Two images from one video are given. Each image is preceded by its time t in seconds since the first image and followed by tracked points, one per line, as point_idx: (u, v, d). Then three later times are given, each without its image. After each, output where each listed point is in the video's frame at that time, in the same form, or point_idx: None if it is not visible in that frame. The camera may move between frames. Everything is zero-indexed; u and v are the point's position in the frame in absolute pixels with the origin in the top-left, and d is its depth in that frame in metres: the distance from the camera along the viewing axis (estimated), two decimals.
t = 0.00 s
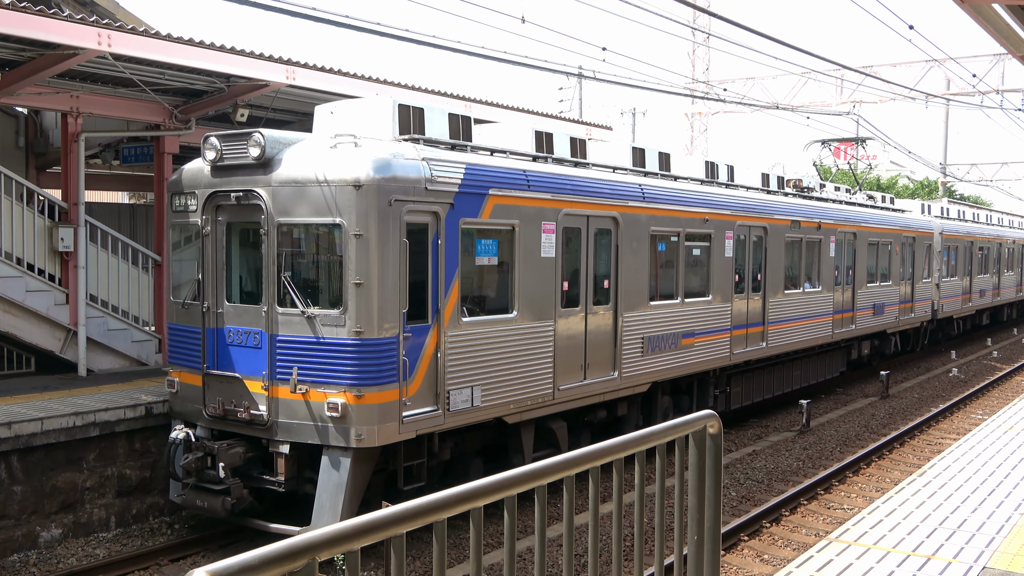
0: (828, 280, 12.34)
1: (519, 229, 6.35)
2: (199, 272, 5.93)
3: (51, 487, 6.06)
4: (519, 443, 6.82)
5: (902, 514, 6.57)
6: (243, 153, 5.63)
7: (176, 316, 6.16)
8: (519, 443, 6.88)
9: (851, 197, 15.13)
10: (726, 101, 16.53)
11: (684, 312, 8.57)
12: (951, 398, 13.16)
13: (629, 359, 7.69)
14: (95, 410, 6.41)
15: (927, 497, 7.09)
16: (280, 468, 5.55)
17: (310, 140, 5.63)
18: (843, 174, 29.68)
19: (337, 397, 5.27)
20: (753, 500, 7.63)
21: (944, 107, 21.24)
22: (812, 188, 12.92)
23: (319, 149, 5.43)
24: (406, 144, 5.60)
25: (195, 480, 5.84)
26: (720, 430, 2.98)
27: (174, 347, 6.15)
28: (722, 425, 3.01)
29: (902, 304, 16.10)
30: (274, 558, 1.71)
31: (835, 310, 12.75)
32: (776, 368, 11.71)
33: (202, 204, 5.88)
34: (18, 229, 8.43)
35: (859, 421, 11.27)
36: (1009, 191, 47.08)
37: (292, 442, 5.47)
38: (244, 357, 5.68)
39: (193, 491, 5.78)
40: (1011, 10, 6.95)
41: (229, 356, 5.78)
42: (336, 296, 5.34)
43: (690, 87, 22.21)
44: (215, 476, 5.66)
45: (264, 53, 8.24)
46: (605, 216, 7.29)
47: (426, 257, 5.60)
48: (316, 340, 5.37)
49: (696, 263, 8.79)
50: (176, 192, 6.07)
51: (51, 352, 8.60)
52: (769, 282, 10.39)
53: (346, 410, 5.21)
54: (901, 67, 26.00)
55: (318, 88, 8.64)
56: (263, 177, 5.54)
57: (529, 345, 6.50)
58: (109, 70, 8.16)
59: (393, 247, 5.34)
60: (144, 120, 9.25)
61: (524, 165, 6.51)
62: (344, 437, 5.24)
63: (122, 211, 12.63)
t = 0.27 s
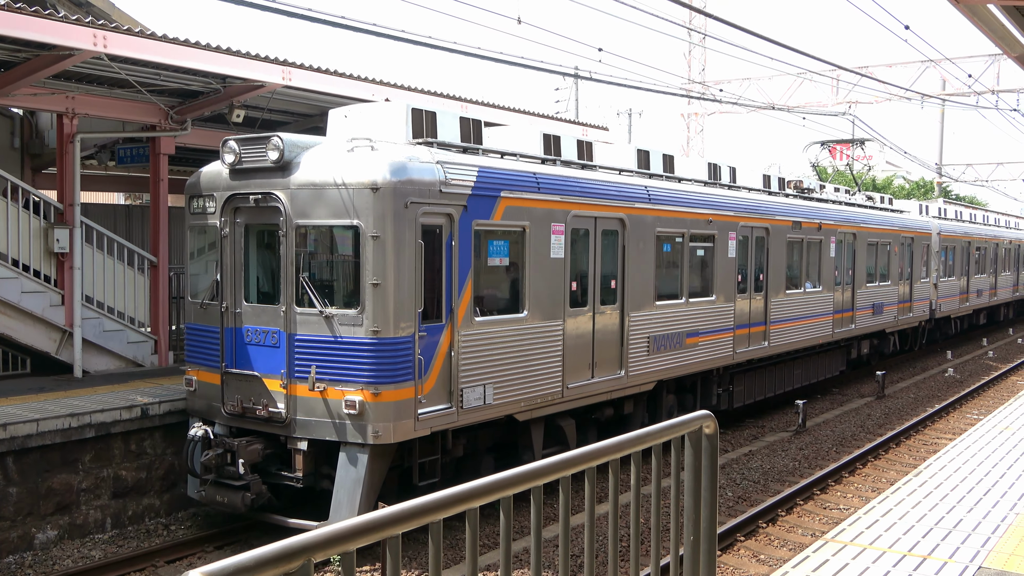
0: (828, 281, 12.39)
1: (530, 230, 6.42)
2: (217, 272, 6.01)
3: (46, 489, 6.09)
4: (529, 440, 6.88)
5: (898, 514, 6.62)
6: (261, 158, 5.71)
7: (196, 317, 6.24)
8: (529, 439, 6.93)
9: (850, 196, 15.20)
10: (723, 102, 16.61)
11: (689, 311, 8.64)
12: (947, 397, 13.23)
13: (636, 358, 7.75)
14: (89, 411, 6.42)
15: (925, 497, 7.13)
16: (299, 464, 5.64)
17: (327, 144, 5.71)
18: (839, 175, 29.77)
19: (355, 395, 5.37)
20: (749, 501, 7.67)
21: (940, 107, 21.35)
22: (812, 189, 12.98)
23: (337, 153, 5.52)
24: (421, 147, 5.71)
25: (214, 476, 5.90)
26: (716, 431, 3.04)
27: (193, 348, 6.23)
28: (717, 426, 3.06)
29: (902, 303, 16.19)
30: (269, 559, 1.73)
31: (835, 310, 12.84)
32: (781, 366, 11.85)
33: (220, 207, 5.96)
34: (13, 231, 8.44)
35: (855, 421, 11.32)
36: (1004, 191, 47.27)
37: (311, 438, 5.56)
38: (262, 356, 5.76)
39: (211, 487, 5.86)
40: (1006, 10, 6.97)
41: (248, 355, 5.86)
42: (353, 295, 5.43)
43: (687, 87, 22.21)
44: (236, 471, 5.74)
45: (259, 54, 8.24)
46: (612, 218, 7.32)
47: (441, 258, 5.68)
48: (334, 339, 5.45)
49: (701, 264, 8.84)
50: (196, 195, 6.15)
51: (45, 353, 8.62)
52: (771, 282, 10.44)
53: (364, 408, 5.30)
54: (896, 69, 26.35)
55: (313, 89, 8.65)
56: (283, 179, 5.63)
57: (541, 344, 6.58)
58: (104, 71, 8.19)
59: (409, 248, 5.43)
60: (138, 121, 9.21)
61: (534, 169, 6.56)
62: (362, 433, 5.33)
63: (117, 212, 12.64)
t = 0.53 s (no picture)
0: (824, 281, 12.49)
1: (539, 232, 6.52)
2: (235, 273, 6.12)
3: (37, 491, 6.10)
4: (537, 437, 6.98)
5: (890, 514, 6.67)
6: (279, 161, 5.83)
7: (213, 317, 6.35)
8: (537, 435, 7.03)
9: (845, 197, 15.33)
10: (716, 103, 16.69)
11: (691, 310, 8.74)
12: (939, 397, 13.33)
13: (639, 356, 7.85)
14: (80, 413, 6.42)
15: (917, 497, 7.18)
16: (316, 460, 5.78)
17: (342, 147, 5.82)
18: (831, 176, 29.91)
19: (371, 392, 5.48)
20: (742, 501, 7.72)
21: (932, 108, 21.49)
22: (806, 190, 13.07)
23: (353, 156, 5.62)
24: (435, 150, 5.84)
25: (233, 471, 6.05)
26: (708, 432, 3.06)
27: (210, 346, 6.35)
28: (710, 427, 3.09)
29: (897, 303, 16.33)
30: (262, 560, 1.76)
31: (832, 310, 12.96)
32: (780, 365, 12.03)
33: (238, 209, 6.08)
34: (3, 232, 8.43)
35: (847, 422, 11.40)
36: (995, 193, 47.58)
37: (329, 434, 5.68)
38: (280, 354, 5.87)
39: (230, 482, 5.99)
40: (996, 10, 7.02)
41: (265, 353, 5.97)
42: (369, 295, 5.53)
43: (679, 88, 22.27)
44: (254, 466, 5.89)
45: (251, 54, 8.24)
46: (617, 219, 7.39)
47: (453, 259, 5.78)
48: (351, 338, 5.55)
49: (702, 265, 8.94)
50: (213, 197, 6.27)
51: (36, 355, 8.60)
52: (770, 282, 10.54)
53: (380, 405, 5.41)
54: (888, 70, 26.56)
55: (306, 90, 8.68)
56: (299, 181, 5.74)
57: (550, 343, 6.69)
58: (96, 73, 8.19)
59: (423, 249, 5.53)
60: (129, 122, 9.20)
61: (543, 171, 6.65)
62: (378, 430, 5.46)
63: (108, 212, 12.63)
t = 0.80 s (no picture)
0: (822, 281, 12.69)
1: (549, 234, 6.78)
2: (255, 274, 6.33)
3: (27, 494, 6.12)
4: (546, 433, 7.24)
5: (881, 514, 6.75)
6: (299, 165, 6.02)
7: (232, 316, 6.54)
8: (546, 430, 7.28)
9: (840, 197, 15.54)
10: (707, 104, 16.79)
11: (693, 309, 9.01)
12: (929, 397, 13.46)
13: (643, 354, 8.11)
14: (71, 415, 6.43)
15: (908, 497, 7.26)
16: (335, 454, 5.99)
17: (360, 151, 6.04)
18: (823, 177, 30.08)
19: (389, 388, 5.74)
20: (733, 501, 7.80)
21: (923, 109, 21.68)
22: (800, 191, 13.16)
23: (371, 161, 5.87)
24: (450, 155, 6.12)
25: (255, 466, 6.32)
26: (699, 431, 3.12)
27: (229, 344, 6.55)
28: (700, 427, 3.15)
29: (891, 302, 16.48)
30: (252, 562, 1.78)
31: (829, 309, 13.16)
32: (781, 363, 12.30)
33: (258, 211, 6.27)
34: None
35: (838, 422, 11.49)
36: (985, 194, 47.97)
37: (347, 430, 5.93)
38: (299, 353, 6.11)
39: (252, 476, 6.28)
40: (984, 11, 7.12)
41: (284, 351, 6.19)
42: (388, 294, 5.79)
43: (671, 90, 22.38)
44: (275, 462, 6.14)
45: (241, 55, 8.27)
46: (622, 221, 7.65)
47: (467, 260, 6.04)
48: (370, 336, 5.81)
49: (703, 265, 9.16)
50: (231, 200, 6.45)
51: (25, 357, 8.59)
52: (769, 282, 10.73)
53: (398, 401, 5.68)
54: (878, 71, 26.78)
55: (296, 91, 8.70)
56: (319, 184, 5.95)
57: (558, 342, 6.95)
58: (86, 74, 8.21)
59: (439, 250, 5.79)
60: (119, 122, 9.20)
61: (552, 174, 6.89)
62: (396, 425, 5.71)
63: (97, 214, 12.63)
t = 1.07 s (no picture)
0: (818, 280, 12.98)
1: (560, 235, 7.00)
2: (277, 274, 6.55)
3: (16, 496, 6.18)
4: (557, 428, 7.46)
5: (870, 514, 6.89)
6: (321, 169, 6.25)
7: (253, 315, 6.78)
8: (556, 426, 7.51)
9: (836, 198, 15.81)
10: (696, 105, 16.93)
11: (696, 309, 9.23)
12: (918, 396, 13.63)
13: (649, 352, 8.37)
14: (59, 417, 6.50)
15: (898, 496, 7.40)
16: (357, 449, 6.21)
17: (380, 155, 6.25)
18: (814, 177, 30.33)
19: (409, 384, 5.92)
20: (723, 501, 7.93)
21: (911, 110, 21.90)
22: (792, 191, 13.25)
23: (390, 165, 6.06)
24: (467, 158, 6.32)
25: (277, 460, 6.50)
26: (688, 431, 3.24)
27: (251, 342, 6.78)
28: (690, 426, 3.27)
29: (884, 302, 16.73)
30: (242, 565, 1.84)
31: (824, 309, 13.43)
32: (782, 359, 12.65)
33: (280, 214, 6.50)
34: None
35: (828, 421, 11.64)
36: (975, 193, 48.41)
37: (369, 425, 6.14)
38: (321, 350, 6.31)
39: (275, 471, 6.46)
40: (972, 13, 7.24)
41: (306, 349, 6.41)
42: (408, 293, 5.98)
43: (660, 90, 22.53)
44: (299, 455, 6.34)
45: (230, 56, 8.34)
46: (628, 223, 7.88)
47: (482, 261, 6.24)
48: (390, 334, 6.00)
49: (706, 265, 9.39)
50: (252, 204, 6.69)
51: (14, 358, 8.65)
52: (768, 281, 11.00)
53: (419, 396, 5.86)
54: (867, 71, 26.97)
55: (285, 92, 8.76)
56: (342, 187, 6.17)
57: (569, 340, 7.16)
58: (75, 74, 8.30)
59: (458, 251, 5.98)
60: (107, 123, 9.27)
61: (562, 177, 7.09)
62: (416, 419, 5.89)
63: (87, 215, 12.67)
